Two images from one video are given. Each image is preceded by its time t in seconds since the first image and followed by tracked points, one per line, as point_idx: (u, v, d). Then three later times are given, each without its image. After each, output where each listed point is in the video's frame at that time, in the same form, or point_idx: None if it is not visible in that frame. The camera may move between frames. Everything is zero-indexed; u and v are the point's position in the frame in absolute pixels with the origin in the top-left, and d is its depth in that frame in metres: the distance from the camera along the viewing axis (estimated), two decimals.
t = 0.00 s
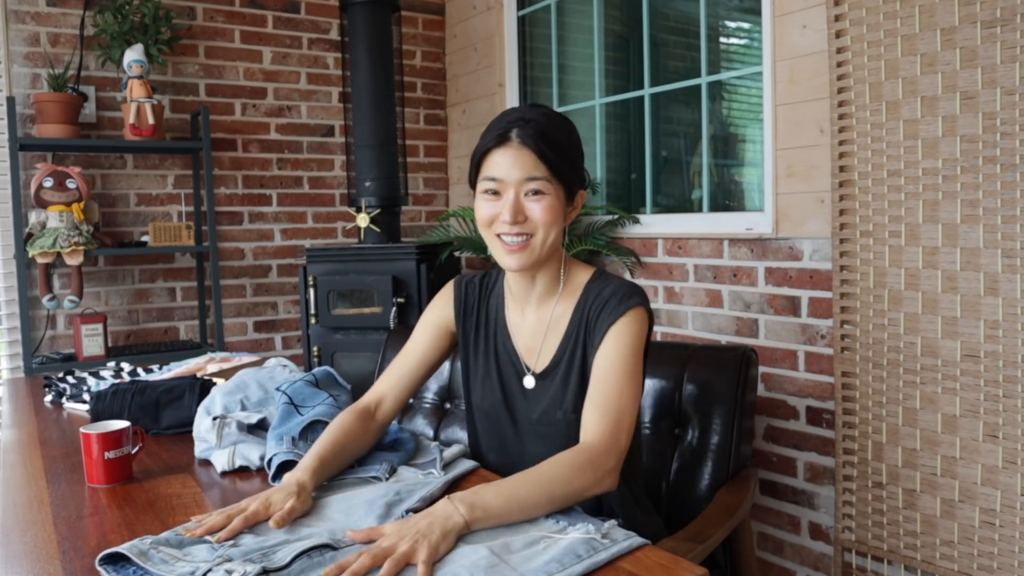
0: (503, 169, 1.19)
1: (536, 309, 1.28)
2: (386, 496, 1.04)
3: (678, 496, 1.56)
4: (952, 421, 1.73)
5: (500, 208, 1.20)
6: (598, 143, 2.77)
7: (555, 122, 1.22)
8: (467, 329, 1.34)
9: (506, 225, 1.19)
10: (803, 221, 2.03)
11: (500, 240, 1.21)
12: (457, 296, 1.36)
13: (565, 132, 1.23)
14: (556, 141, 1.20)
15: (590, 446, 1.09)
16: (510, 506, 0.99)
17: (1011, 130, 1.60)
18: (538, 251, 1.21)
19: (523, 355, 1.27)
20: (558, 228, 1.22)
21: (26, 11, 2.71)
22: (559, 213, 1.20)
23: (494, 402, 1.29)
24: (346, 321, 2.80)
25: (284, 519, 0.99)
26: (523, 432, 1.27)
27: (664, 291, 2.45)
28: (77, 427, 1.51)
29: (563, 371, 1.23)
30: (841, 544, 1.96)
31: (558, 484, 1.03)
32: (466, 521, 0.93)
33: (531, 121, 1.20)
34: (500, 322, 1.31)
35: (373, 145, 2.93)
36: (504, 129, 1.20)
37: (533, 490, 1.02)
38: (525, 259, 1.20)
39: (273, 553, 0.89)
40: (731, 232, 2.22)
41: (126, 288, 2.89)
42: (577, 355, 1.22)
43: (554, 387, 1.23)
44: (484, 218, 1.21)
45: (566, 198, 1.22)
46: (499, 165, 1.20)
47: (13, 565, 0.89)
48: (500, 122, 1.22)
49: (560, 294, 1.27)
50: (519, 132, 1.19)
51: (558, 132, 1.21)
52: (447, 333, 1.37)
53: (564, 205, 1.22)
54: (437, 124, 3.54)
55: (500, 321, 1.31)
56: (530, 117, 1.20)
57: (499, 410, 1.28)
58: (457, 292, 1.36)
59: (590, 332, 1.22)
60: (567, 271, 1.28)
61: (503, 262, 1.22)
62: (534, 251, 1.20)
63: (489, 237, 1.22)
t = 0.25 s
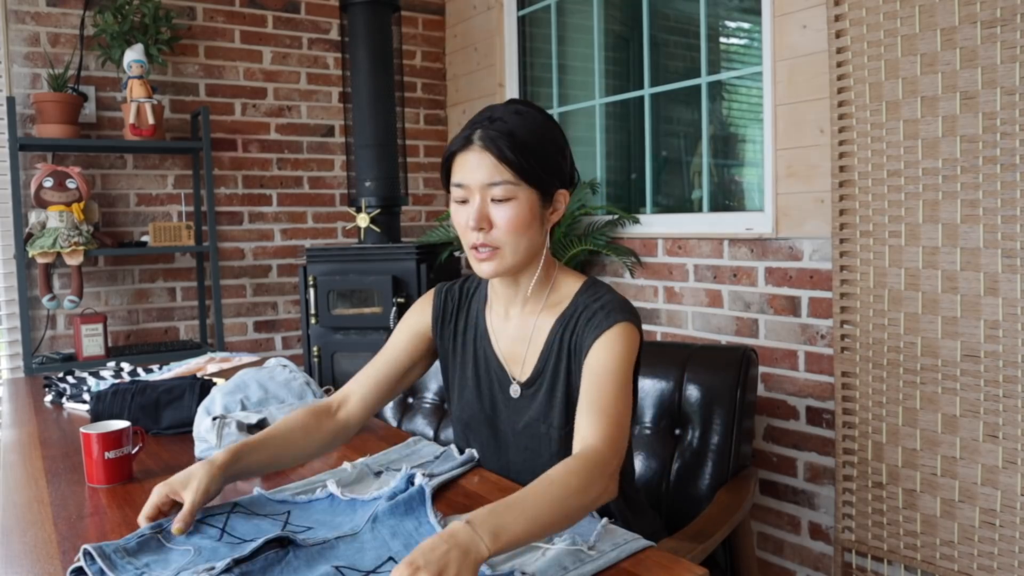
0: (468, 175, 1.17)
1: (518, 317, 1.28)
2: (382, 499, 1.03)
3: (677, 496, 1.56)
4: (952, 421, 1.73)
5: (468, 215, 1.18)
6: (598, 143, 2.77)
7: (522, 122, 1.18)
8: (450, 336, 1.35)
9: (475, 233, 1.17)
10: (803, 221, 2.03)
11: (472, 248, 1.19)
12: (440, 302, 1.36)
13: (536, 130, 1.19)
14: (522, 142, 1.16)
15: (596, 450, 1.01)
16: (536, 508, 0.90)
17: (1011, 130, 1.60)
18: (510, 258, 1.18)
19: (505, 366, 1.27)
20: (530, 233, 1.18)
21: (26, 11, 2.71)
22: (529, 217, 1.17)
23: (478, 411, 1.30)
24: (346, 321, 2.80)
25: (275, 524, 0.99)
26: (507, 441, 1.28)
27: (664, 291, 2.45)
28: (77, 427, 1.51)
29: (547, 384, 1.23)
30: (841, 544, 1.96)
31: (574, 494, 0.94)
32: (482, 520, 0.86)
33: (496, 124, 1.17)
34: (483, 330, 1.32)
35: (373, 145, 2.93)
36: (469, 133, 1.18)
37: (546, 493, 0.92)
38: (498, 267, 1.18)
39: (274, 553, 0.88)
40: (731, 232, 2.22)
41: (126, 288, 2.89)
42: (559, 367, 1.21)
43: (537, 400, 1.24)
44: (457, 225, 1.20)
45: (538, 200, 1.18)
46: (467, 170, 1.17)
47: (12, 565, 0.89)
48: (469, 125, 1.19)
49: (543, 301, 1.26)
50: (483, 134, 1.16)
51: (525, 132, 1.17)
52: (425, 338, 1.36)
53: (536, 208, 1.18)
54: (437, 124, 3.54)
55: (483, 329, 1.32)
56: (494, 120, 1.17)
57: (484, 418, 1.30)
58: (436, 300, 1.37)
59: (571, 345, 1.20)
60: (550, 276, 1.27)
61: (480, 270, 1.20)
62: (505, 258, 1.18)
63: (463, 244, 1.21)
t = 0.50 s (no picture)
0: (466, 179, 1.17)
1: (521, 317, 1.28)
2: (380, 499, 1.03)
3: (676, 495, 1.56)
4: (952, 421, 1.73)
5: (467, 220, 1.18)
6: (598, 143, 2.77)
7: (520, 125, 1.18)
8: (450, 337, 1.34)
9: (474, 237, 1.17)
10: (803, 221, 2.03)
11: (472, 253, 1.18)
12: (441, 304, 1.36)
13: (533, 133, 1.19)
14: (520, 145, 1.16)
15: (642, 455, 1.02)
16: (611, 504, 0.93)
17: (1011, 130, 1.60)
18: (510, 261, 1.18)
19: (509, 367, 1.27)
20: (530, 235, 1.18)
21: (26, 11, 2.71)
22: (528, 219, 1.17)
23: (480, 411, 1.30)
24: (346, 321, 2.80)
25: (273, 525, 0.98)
26: (509, 441, 1.28)
27: (664, 291, 2.45)
28: (77, 427, 1.51)
29: (553, 385, 1.23)
30: (840, 544, 1.96)
31: (632, 493, 0.95)
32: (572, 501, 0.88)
33: (493, 127, 1.17)
34: (484, 329, 1.31)
35: (373, 145, 2.93)
36: (465, 137, 1.18)
37: (623, 494, 0.94)
38: (498, 271, 1.18)
39: (274, 552, 0.88)
40: (731, 232, 2.22)
41: (126, 288, 2.89)
42: (568, 369, 1.22)
43: (543, 401, 1.24)
44: (456, 229, 1.20)
45: (537, 202, 1.18)
46: (465, 175, 1.17)
47: (13, 565, 0.89)
48: (466, 129, 1.20)
49: (546, 301, 1.26)
50: (479, 137, 1.16)
51: (522, 135, 1.17)
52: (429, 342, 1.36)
53: (536, 210, 1.18)
54: (437, 124, 3.54)
55: (484, 328, 1.31)
56: (491, 122, 1.17)
57: (486, 418, 1.30)
58: (437, 302, 1.36)
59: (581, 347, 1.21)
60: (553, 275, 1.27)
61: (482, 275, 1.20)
62: (505, 261, 1.18)
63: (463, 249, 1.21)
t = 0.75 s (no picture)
0: (480, 176, 1.17)
1: (531, 311, 1.28)
2: (377, 500, 1.03)
3: (676, 495, 1.56)
4: (952, 421, 1.73)
5: (481, 215, 1.18)
6: (598, 143, 2.77)
7: (533, 121, 1.18)
8: (462, 330, 1.35)
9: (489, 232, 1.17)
10: (803, 221, 2.03)
11: (487, 248, 1.19)
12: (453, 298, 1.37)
13: (546, 129, 1.19)
14: (534, 142, 1.16)
15: (643, 451, 1.03)
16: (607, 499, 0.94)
17: (1011, 130, 1.60)
18: (524, 257, 1.18)
19: (519, 360, 1.28)
20: (545, 230, 1.18)
21: (26, 11, 2.71)
22: (542, 215, 1.17)
23: (488, 404, 1.30)
24: (346, 321, 2.80)
25: (271, 526, 0.98)
26: (516, 434, 1.29)
27: (664, 291, 2.45)
28: (77, 427, 1.51)
29: (562, 379, 1.24)
30: (841, 544, 1.96)
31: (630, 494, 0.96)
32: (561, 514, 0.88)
33: (506, 124, 1.17)
34: (495, 322, 1.32)
35: (373, 145, 2.93)
36: (480, 134, 1.18)
37: (615, 496, 0.95)
38: (512, 266, 1.19)
39: (274, 552, 0.88)
40: (731, 232, 2.22)
41: (126, 288, 2.89)
42: (577, 363, 1.22)
43: (552, 395, 1.25)
44: (470, 225, 1.20)
45: (551, 198, 1.18)
46: (479, 172, 1.17)
47: (13, 565, 0.89)
48: (480, 126, 1.20)
49: (556, 296, 1.27)
50: (493, 135, 1.16)
51: (536, 131, 1.17)
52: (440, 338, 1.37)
53: (549, 205, 1.18)
54: (437, 124, 3.54)
55: (495, 321, 1.32)
56: (505, 120, 1.17)
57: (494, 411, 1.30)
58: (449, 296, 1.38)
59: (591, 342, 1.21)
60: (564, 272, 1.28)
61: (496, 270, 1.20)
62: (519, 256, 1.18)
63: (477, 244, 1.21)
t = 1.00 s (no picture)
0: (502, 165, 1.23)
1: (543, 305, 1.31)
2: (376, 501, 1.03)
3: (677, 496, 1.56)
4: (952, 421, 1.73)
5: (500, 204, 1.23)
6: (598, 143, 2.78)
7: (556, 116, 1.24)
8: (472, 323, 1.37)
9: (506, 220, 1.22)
10: (803, 221, 2.03)
11: (503, 235, 1.24)
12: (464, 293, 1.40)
13: (567, 124, 1.25)
14: (555, 135, 1.23)
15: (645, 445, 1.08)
16: (595, 488, 1.00)
17: (1011, 130, 1.60)
18: (540, 245, 1.24)
19: (529, 352, 1.30)
20: (559, 221, 1.24)
21: (26, 11, 2.71)
22: (560, 205, 1.23)
23: (496, 396, 1.32)
24: (346, 321, 2.80)
25: (271, 526, 0.98)
26: (522, 426, 1.30)
27: (664, 291, 2.45)
28: (77, 427, 1.51)
29: (573, 371, 1.26)
30: (841, 544, 1.96)
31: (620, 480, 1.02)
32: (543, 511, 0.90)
33: (530, 117, 1.23)
34: (506, 316, 1.34)
35: (373, 145, 2.93)
36: (503, 125, 1.24)
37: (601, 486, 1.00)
38: (527, 254, 1.24)
39: (274, 552, 0.88)
40: (731, 232, 2.22)
41: (126, 288, 2.89)
42: (588, 356, 1.25)
43: (561, 387, 1.26)
44: (489, 213, 1.25)
45: (568, 191, 1.24)
46: (500, 160, 1.23)
47: (13, 565, 0.89)
48: (504, 117, 1.26)
49: (566, 291, 1.30)
50: (516, 126, 1.23)
51: (557, 125, 1.23)
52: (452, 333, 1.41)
53: (566, 197, 1.24)
54: (437, 124, 3.54)
55: (505, 315, 1.34)
56: (528, 113, 1.23)
57: (501, 403, 1.31)
58: (460, 291, 1.40)
59: (602, 336, 1.24)
60: (576, 267, 1.31)
61: (509, 257, 1.26)
62: (534, 244, 1.23)
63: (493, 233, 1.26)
